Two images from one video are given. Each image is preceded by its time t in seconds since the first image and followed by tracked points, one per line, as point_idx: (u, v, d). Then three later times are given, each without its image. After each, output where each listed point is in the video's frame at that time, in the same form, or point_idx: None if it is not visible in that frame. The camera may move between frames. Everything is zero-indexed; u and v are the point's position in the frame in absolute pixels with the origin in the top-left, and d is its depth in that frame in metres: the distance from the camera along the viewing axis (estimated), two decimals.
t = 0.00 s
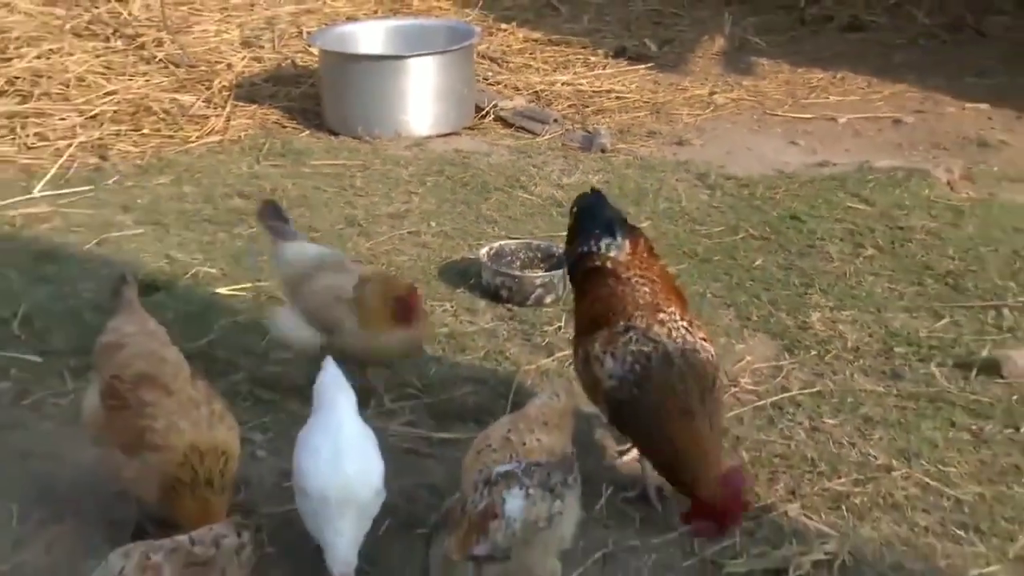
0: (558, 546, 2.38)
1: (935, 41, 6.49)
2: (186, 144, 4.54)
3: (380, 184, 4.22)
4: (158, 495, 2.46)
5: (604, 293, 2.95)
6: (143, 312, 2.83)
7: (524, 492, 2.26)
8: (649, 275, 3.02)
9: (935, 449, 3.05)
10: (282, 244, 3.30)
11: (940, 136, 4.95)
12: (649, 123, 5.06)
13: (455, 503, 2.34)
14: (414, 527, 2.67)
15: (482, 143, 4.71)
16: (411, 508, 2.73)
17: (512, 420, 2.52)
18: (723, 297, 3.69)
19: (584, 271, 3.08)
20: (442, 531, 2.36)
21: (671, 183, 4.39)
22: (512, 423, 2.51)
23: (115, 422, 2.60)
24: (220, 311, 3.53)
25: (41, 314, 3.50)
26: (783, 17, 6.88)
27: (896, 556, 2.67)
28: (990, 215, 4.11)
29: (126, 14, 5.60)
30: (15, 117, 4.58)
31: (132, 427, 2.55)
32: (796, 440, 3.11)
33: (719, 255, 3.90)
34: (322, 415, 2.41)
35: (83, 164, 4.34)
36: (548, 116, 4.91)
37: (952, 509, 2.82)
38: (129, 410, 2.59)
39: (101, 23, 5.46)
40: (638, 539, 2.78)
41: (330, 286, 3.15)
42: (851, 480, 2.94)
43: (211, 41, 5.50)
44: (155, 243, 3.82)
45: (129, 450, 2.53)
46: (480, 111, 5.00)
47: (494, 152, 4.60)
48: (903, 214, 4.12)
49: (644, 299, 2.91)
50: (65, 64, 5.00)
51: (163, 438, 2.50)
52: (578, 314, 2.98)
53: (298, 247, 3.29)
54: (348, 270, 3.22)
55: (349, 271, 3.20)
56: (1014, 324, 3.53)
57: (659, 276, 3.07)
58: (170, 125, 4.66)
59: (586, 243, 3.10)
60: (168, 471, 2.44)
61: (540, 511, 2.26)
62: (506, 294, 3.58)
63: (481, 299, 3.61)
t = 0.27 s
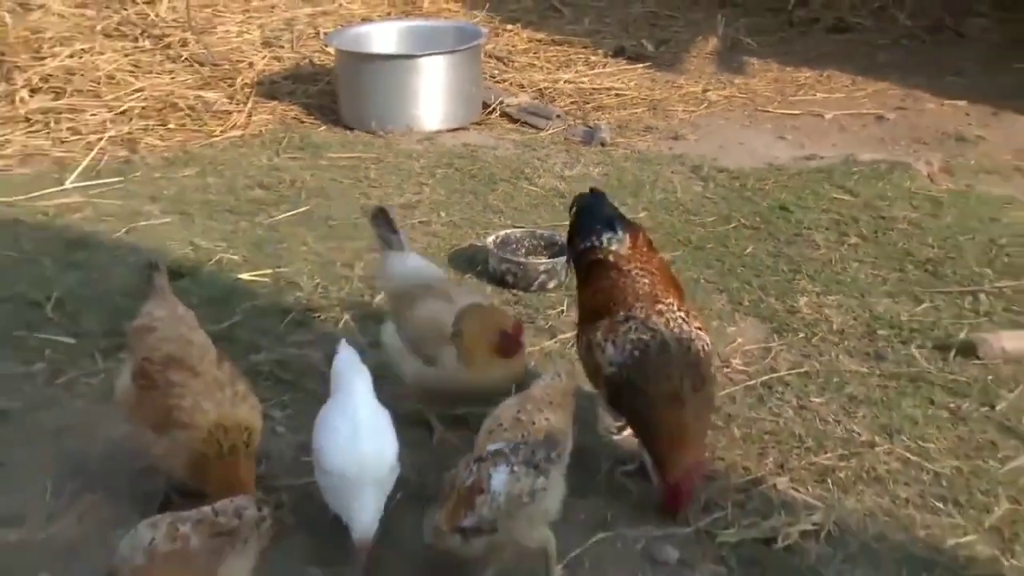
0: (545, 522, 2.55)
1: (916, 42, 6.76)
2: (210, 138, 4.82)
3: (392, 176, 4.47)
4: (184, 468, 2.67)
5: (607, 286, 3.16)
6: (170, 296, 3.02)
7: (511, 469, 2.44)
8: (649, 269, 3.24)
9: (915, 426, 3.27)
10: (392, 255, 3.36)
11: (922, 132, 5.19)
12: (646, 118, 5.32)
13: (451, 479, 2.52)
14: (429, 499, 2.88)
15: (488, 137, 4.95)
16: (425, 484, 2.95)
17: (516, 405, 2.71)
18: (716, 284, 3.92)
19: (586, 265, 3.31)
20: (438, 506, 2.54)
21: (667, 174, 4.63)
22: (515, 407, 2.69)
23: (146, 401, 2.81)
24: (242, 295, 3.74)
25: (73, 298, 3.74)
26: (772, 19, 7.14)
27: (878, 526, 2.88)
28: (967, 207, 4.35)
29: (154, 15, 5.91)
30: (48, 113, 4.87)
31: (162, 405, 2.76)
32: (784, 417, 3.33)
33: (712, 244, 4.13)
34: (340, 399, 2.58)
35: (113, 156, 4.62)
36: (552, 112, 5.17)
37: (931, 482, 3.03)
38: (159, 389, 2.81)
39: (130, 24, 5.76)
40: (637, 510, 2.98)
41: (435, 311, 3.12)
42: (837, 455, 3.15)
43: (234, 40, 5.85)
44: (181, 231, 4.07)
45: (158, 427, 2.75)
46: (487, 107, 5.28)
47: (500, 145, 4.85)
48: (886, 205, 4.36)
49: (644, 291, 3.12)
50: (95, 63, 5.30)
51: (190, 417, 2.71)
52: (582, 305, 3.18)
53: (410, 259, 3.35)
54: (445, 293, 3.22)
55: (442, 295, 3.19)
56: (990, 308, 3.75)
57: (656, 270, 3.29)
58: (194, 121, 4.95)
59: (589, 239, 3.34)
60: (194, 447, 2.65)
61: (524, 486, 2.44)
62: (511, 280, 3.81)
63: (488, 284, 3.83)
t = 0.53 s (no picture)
0: (540, 492, 2.71)
1: (900, 42, 7.01)
2: (239, 130, 5.18)
3: (411, 168, 4.81)
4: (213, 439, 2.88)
5: (615, 271, 3.37)
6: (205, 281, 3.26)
7: (501, 446, 2.58)
8: (657, 258, 3.45)
9: (901, 402, 3.51)
10: (473, 256, 3.35)
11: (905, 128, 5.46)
12: (648, 114, 5.66)
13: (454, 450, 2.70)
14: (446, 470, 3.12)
15: (500, 131, 5.31)
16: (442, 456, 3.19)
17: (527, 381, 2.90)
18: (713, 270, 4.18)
19: (596, 252, 3.54)
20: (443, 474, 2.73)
21: (667, 166, 4.95)
22: (526, 383, 2.89)
23: (181, 374, 3.04)
24: (268, 279, 3.99)
25: (110, 282, 4.02)
26: (765, 21, 7.45)
27: (865, 497, 3.11)
28: (948, 197, 4.62)
29: (185, 16, 6.26)
30: (86, 108, 5.21)
31: (197, 379, 2.99)
32: (775, 395, 3.57)
33: (708, 232, 4.41)
34: (366, 382, 2.85)
35: (148, 148, 4.96)
36: (560, 108, 5.52)
37: (916, 455, 3.27)
38: (194, 363, 3.03)
39: (166, 25, 6.11)
40: (639, 482, 3.21)
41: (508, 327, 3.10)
42: (826, 430, 3.39)
43: (259, 40, 6.23)
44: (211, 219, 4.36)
45: (192, 399, 2.97)
46: (498, 103, 5.63)
47: (510, 139, 5.20)
48: (872, 195, 4.66)
49: (651, 277, 3.30)
50: (131, 61, 5.62)
51: (222, 391, 2.93)
52: (594, 288, 3.40)
53: (491, 264, 3.32)
54: (520, 304, 3.20)
55: (517, 308, 3.17)
56: (971, 293, 4.00)
57: (663, 258, 3.50)
58: (225, 115, 5.29)
59: (600, 227, 3.57)
60: (225, 418, 2.87)
61: (512, 463, 2.56)
62: (521, 266, 4.05)
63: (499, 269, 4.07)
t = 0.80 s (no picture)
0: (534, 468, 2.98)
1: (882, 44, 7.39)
2: (265, 127, 5.57)
3: (425, 162, 5.15)
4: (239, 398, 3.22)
5: (620, 257, 3.65)
6: (213, 265, 3.57)
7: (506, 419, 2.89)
8: (658, 245, 3.74)
9: (882, 380, 3.79)
10: (494, 247, 3.67)
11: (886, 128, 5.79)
12: (648, 111, 5.99)
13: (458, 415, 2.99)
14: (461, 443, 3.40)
15: (508, 128, 5.65)
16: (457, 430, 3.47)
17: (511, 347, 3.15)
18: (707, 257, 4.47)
19: (602, 239, 3.82)
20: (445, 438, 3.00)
21: (665, 160, 5.27)
22: (506, 346, 3.13)
23: (199, 350, 3.32)
24: (292, 265, 4.29)
25: (145, 267, 4.34)
26: (758, 24, 7.86)
27: (848, 468, 3.38)
28: (927, 190, 4.93)
29: (216, 21, 6.92)
30: (125, 105, 5.67)
31: (215, 351, 3.27)
32: (764, 375, 3.85)
33: (702, 222, 4.71)
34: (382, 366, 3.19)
35: (180, 142, 5.35)
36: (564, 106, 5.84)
37: (895, 430, 3.54)
38: (210, 338, 3.32)
39: (196, 28, 6.75)
40: (638, 455, 3.49)
41: (530, 309, 3.39)
42: (812, 407, 3.67)
43: (286, 43, 6.77)
44: (239, 209, 4.69)
45: (215, 370, 3.26)
46: (507, 102, 5.97)
47: (517, 135, 5.55)
48: (857, 187, 4.98)
49: (653, 262, 3.58)
50: (165, 62, 6.15)
51: (243, 356, 3.24)
52: (599, 273, 3.68)
53: (510, 255, 3.66)
54: (537, 292, 3.52)
55: (535, 293, 3.48)
56: (948, 279, 4.29)
57: (662, 246, 3.79)
58: (253, 112, 5.72)
59: (605, 217, 3.87)
60: (251, 379, 3.21)
61: (516, 434, 2.88)
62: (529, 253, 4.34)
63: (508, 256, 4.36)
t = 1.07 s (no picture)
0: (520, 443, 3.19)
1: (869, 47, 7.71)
2: (286, 123, 5.95)
3: (436, 156, 5.42)
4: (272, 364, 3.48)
5: (619, 244, 3.90)
6: (218, 251, 3.79)
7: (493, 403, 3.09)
8: (655, 232, 3.99)
9: (869, 365, 4.02)
10: (506, 238, 3.90)
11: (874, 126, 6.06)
12: (648, 108, 6.30)
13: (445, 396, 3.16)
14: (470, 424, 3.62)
15: (516, 125, 5.96)
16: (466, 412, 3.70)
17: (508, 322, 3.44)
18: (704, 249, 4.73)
19: (602, 226, 4.06)
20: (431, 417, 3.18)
21: (664, 155, 5.56)
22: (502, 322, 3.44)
23: (221, 328, 3.52)
24: (311, 254, 4.54)
25: (171, 257, 4.61)
26: (751, 28, 8.18)
27: (836, 449, 3.58)
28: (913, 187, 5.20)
29: (239, 24, 7.51)
30: (152, 103, 6.10)
31: (240, 326, 3.49)
32: (758, 361, 4.08)
33: (700, 215, 4.97)
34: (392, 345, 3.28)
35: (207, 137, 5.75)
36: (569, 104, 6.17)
37: (881, 413, 3.75)
38: (231, 315, 3.53)
39: (221, 31, 7.32)
40: (637, 436, 3.70)
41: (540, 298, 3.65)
42: (803, 390, 3.89)
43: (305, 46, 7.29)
44: (260, 201, 4.95)
45: (241, 345, 3.48)
46: (515, 100, 6.28)
47: (524, 130, 5.86)
48: (845, 182, 5.27)
49: (651, 249, 3.83)
50: (191, 62, 6.66)
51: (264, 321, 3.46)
52: (600, 258, 3.93)
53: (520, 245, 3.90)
54: (545, 281, 3.77)
55: (545, 282, 3.74)
56: (932, 269, 4.53)
57: (659, 232, 4.03)
58: (273, 109, 6.09)
59: (606, 205, 4.10)
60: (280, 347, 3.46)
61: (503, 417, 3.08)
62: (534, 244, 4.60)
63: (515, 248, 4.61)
